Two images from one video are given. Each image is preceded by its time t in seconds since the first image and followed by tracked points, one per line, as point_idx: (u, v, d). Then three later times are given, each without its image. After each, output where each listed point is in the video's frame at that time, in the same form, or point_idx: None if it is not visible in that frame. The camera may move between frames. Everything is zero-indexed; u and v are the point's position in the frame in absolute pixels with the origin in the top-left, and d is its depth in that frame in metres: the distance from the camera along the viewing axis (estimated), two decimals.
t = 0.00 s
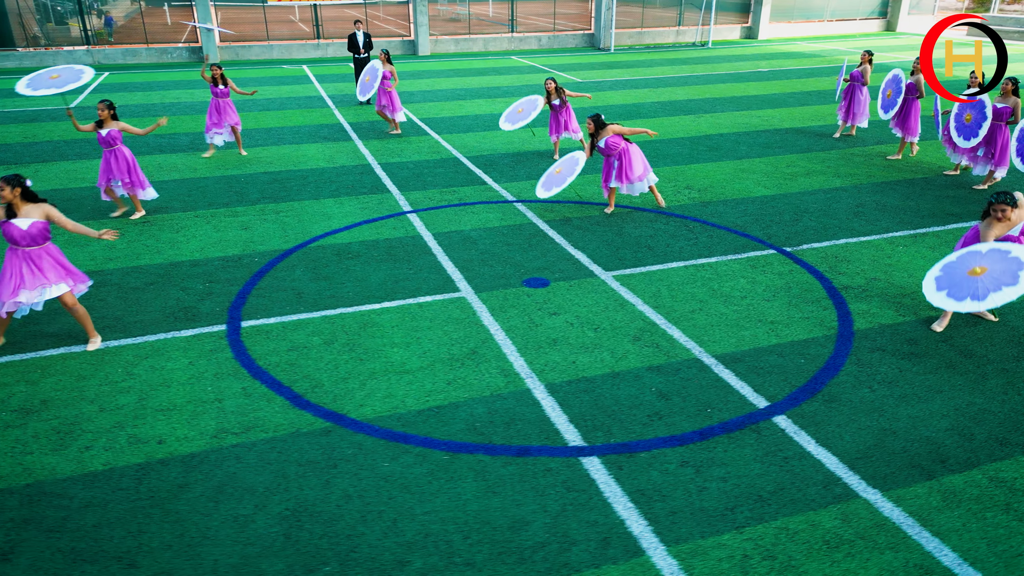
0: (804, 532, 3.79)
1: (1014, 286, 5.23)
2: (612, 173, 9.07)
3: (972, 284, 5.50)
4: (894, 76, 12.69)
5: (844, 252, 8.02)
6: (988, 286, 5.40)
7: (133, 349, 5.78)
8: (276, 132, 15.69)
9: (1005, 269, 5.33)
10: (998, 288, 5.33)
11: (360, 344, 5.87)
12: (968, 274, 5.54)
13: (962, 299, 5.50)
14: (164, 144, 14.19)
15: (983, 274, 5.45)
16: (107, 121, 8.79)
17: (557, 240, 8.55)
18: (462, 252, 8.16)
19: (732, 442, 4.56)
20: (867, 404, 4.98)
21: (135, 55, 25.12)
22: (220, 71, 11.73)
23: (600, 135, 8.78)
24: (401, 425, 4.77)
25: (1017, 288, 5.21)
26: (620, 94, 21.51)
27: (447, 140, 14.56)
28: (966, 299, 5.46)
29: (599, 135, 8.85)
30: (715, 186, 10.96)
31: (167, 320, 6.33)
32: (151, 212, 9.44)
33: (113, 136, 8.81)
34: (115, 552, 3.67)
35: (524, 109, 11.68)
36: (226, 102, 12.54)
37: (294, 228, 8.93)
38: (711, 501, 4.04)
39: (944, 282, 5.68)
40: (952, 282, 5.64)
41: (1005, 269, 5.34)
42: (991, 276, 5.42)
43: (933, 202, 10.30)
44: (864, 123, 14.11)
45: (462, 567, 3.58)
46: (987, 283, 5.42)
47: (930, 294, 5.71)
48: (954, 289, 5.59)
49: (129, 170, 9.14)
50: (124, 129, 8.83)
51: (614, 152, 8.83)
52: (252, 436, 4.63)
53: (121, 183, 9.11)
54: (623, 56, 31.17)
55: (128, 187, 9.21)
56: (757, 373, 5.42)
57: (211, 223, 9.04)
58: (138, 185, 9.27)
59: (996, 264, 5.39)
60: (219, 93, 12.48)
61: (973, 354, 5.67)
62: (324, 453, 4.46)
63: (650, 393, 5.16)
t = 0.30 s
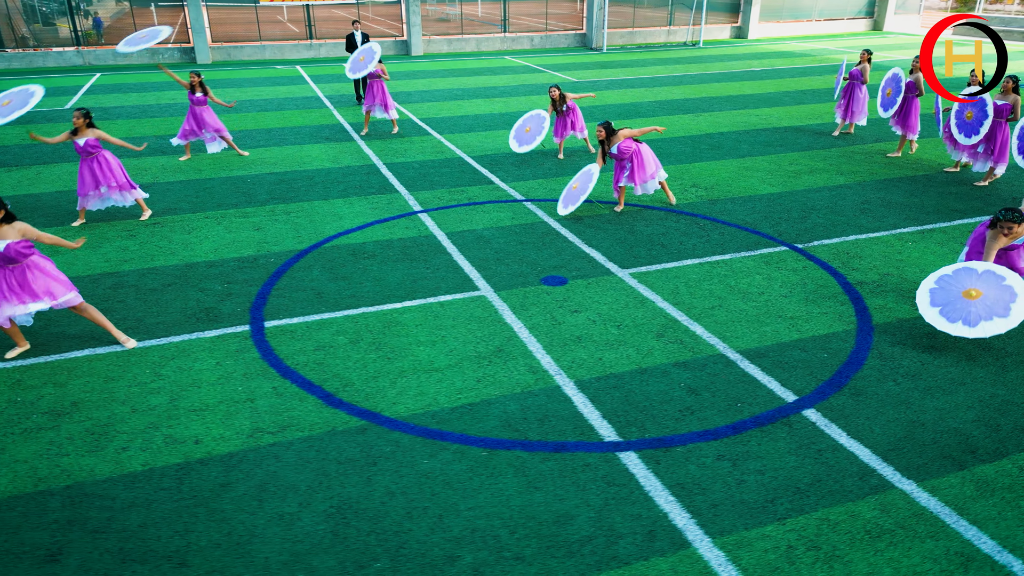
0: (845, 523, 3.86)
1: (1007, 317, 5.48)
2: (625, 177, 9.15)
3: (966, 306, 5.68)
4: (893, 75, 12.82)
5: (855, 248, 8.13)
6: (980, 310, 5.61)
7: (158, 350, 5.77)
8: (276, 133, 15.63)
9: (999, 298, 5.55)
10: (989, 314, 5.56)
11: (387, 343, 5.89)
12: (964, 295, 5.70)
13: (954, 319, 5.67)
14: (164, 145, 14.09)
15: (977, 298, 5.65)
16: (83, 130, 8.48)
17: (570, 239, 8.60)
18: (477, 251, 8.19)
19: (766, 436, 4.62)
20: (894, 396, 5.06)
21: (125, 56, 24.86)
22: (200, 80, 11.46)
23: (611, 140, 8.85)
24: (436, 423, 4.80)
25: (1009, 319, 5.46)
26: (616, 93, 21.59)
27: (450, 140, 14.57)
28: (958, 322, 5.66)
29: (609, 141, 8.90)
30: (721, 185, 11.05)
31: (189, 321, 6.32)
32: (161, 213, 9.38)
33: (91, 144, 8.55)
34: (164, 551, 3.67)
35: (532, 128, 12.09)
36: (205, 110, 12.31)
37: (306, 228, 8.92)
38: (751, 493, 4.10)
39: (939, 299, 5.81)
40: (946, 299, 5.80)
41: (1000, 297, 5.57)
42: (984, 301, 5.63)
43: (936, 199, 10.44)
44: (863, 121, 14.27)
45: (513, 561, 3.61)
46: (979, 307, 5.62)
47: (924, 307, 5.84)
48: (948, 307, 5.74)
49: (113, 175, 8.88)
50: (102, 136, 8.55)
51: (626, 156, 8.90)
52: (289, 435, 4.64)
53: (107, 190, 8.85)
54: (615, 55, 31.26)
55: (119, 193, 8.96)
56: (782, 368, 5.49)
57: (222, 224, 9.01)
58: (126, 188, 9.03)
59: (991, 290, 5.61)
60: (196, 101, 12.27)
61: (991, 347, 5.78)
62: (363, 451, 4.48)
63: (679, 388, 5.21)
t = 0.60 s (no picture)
0: (882, 511, 3.94)
1: (1000, 324, 5.66)
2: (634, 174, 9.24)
3: (963, 311, 5.83)
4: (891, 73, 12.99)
5: (865, 244, 8.24)
6: (975, 316, 5.77)
7: (184, 350, 5.77)
8: (276, 133, 15.58)
9: (996, 303, 5.69)
10: (984, 322, 5.72)
11: (412, 341, 5.93)
12: (962, 300, 5.83)
13: (950, 325, 5.85)
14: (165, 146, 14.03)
15: (975, 303, 5.78)
16: (73, 152, 8.12)
17: (582, 237, 8.66)
18: (491, 249, 8.23)
19: (796, 428, 4.70)
20: (917, 388, 5.16)
21: (116, 57, 24.62)
22: (178, 81, 11.66)
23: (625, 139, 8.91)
24: (470, 419, 4.84)
25: (1001, 328, 5.63)
26: (613, 92, 21.67)
27: (452, 140, 14.60)
28: (954, 327, 5.83)
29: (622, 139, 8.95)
30: (726, 182, 11.15)
31: (212, 321, 6.32)
32: (171, 214, 9.34)
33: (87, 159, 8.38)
34: (214, 547, 3.70)
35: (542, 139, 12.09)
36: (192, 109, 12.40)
37: (318, 227, 8.92)
38: (787, 483, 4.17)
39: (939, 302, 5.97)
40: (945, 303, 5.94)
41: (996, 303, 5.69)
42: (981, 307, 5.76)
43: (939, 195, 10.59)
44: (861, 119, 14.42)
45: (560, 553, 3.67)
46: (976, 313, 5.77)
47: (924, 310, 6.02)
48: (946, 312, 5.90)
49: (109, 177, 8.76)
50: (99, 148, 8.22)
51: (639, 154, 8.98)
52: (325, 432, 4.67)
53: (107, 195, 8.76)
54: (608, 55, 31.33)
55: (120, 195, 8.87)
56: (805, 361, 5.58)
57: (234, 224, 9.00)
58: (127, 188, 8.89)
59: (989, 294, 5.72)
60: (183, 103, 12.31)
61: (1007, 339, 5.90)
62: (401, 447, 4.52)
63: (706, 382, 5.28)
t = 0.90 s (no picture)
0: (914, 497, 4.05)
1: (1011, 313, 5.77)
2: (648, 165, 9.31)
3: (974, 304, 5.95)
4: (889, 72, 13.23)
5: (872, 239, 8.38)
6: (987, 307, 5.89)
7: (212, 349, 5.80)
8: (277, 133, 15.56)
9: (1005, 293, 5.80)
10: (996, 312, 5.84)
11: (437, 337, 5.99)
12: (972, 293, 5.96)
13: (963, 318, 5.97)
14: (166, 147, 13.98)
15: (985, 295, 5.91)
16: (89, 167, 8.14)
17: (594, 234, 8.74)
18: (506, 247, 8.30)
19: (824, 418, 4.80)
20: (937, 378, 5.28)
21: (107, 58, 24.42)
22: (168, 94, 11.57)
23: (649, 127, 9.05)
24: (503, 412, 4.91)
25: (1014, 317, 5.75)
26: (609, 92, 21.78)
27: (454, 139, 14.64)
28: (967, 320, 5.95)
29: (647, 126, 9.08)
30: (730, 180, 11.28)
31: (235, 319, 6.35)
32: (182, 214, 9.33)
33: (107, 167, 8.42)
34: (265, 540, 3.75)
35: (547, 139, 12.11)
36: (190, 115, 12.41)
37: (330, 226, 8.96)
38: (820, 471, 4.28)
39: (949, 298, 6.09)
40: (955, 297, 6.07)
41: (1006, 293, 5.81)
42: (991, 298, 5.88)
43: (939, 191, 10.77)
44: (860, 117, 14.57)
45: (607, 541, 3.75)
46: (987, 304, 5.89)
47: (936, 306, 6.15)
48: (957, 306, 6.02)
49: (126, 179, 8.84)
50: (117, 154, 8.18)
51: (660, 144, 9.13)
52: (361, 427, 4.73)
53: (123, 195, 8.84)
54: (600, 55, 31.42)
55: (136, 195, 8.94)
56: (826, 353, 5.69)
57: (246, 224, 9.01)
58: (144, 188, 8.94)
59: (997, 285, 5.84)
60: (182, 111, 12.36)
61: (1019, 330, 6.04)
62: (438, 440, 4.59)
63: (732, 375, 5.38)
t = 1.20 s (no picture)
0: (938, 475, 4.21)
1: (1018, 301, 5.96)
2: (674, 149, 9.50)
3: (982, 293, 6.13)
4: (884, 70, 13.44)
5: (876, 232, 8.57)
6: (994, 295, 6.06)
7: (240, 343, 5.88)
8: (277, 132, 15.58)
9: (1012, 282, 5.99)
10: (1003, 301, 6.01)
11: (461, 330, 6.09)
12: (980, 283, 6.14)
13: (971, 306, 6.14)
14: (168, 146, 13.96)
15: (992, 284, 6.09)
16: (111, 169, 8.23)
17: (604, 229, 8.88)
18: (518, 242, 8.42)
19: (845, 402, 4.96)
20: (950, 363, 5.46)
21: (99, 58, 24.24)
22: (168, 105, 11.52)
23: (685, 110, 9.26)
24: (534, 401, 5.03)
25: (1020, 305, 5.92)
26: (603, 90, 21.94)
27: (455, 138, 14.72)
28: (975, 308, 6.12)
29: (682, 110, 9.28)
30: (732, 176, 11.45)
31: (260, 314, 6.43)
32: (194, 212, 9.37)
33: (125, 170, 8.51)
34: (315, 524, 3.86)
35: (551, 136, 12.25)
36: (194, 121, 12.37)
37: (342, 223, 9.04)
38: (846, 452, 4.43)
39: (958, 287, 6.27)
40: (964, 287, 6.25)
41: (1013, 282, 5.99)
42: (998, 287, 6.06)
43: (936, 185, 10.99)
44: (855, 114, 14.78)
45: (647, 521, 3.88)
46: (994, 293, 6.07)
47: (945, 296, 6.32)
48: (966, 294, 6.20)
49: (144, 175, 8.97)
50: (136, 154, 8.25)
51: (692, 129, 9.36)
52: (397, 416, 4.84)
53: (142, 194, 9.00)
54: (592, 54, 31.57)
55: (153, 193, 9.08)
56: (841, 341, 5.86)
57: (258, 222, 9.07)
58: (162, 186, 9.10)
59: (1004, 274, 6.03)
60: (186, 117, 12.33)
61: None
62: (474, 428, 4.71)
63: (752, 363, 5.53)
